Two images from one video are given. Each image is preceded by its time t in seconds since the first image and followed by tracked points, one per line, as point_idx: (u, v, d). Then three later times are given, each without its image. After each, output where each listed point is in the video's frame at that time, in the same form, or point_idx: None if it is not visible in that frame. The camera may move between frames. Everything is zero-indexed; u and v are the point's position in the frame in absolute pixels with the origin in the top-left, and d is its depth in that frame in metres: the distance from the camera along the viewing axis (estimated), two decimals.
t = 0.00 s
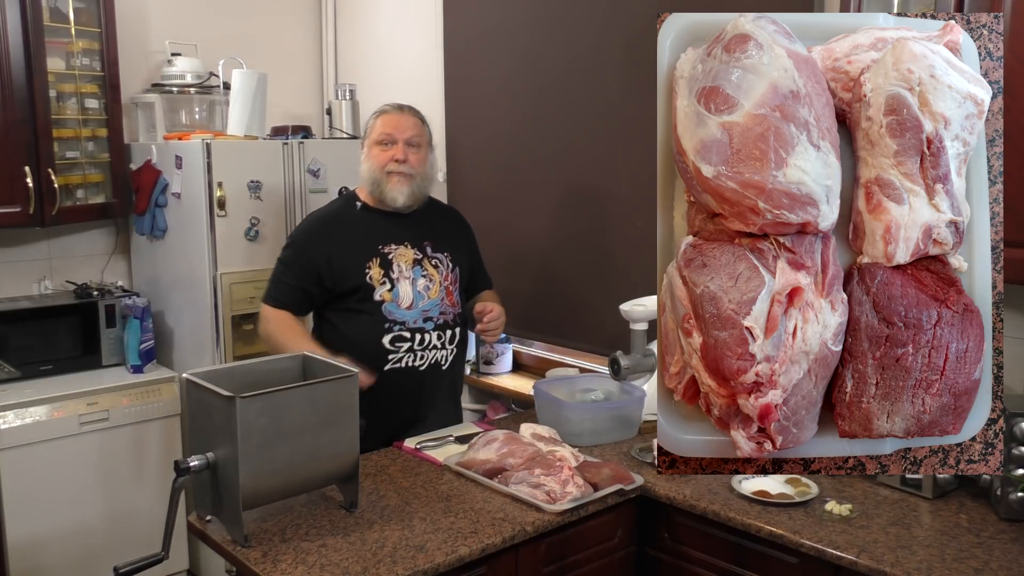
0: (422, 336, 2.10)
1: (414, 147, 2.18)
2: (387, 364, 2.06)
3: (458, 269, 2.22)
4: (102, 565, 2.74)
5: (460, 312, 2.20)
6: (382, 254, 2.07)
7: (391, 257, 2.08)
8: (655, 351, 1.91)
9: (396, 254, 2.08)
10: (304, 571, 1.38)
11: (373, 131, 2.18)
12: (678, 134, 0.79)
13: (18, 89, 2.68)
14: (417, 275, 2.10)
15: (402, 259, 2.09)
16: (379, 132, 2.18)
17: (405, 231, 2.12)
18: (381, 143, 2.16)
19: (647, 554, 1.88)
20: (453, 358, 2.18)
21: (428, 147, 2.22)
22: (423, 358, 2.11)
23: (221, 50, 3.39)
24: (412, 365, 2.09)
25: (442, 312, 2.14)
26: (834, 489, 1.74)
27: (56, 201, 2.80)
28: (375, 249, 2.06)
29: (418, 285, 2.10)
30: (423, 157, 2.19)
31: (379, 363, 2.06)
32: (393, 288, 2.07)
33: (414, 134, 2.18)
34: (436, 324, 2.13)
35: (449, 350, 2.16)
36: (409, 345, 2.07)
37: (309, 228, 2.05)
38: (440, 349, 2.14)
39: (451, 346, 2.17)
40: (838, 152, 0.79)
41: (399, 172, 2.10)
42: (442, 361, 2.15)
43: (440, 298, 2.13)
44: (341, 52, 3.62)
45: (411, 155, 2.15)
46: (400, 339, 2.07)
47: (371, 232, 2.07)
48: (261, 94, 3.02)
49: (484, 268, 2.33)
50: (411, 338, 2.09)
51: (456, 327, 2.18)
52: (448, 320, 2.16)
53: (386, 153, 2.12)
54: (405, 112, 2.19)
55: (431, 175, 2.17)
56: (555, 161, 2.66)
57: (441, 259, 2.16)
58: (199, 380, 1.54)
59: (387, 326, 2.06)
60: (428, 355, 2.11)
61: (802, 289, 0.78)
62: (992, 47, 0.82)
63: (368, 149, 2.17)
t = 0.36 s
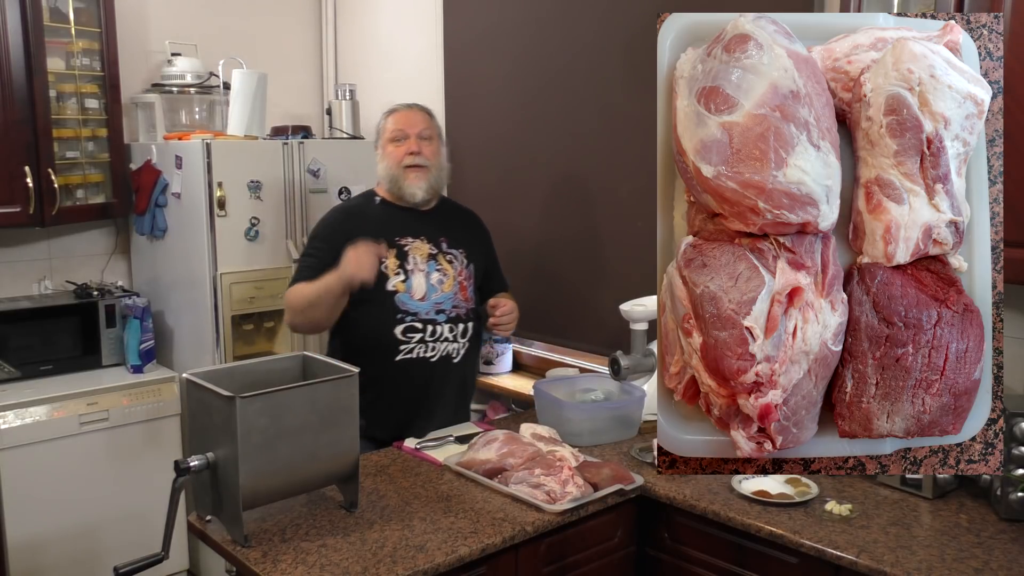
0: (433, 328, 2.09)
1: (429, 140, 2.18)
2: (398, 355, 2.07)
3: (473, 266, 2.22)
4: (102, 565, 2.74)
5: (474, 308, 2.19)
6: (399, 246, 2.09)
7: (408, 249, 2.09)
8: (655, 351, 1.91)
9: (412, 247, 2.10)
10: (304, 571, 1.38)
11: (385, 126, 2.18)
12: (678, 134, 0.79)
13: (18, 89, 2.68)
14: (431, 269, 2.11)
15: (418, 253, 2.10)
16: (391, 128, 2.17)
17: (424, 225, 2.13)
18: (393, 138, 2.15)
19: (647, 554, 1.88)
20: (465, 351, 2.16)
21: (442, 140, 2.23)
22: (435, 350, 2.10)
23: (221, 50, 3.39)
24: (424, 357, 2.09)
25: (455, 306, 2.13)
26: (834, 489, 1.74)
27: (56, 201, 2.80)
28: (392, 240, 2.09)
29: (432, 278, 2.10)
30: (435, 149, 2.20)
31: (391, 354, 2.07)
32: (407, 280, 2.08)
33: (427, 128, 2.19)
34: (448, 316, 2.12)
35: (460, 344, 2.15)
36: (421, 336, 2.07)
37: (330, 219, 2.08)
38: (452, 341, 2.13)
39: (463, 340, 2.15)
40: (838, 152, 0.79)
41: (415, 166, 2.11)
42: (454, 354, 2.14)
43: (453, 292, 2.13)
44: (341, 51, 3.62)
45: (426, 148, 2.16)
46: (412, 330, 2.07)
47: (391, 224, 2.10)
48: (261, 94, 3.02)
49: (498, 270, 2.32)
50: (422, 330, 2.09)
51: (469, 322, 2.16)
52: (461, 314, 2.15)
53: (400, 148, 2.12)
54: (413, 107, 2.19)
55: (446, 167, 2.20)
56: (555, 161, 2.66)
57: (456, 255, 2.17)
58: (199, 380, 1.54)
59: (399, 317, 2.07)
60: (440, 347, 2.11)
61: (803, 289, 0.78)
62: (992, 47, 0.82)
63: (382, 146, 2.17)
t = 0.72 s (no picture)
0: (450, 325, 2.11)
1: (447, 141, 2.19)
2: (415, 350, 2.09)
3: (494, 266, 2.22)
4: (101, 565, 2.74)
5: (492, 307, 2.20)
6: (419, 244, 2.10)
7: (428, 247, 2.11)
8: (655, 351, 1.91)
9: (432, 245, 2.11)
10: (304, 571, 1.38)
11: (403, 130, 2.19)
12: (678, 134, 0.79)
13: (18, 89, 2.68)
14: (451, 266, 2.12)
15: (439, 250, 2.12)
16: (408, 131, 2.19)
17: (446, 223, 2.15)
18: (410, 141, 2.17)
19: (647, 554, 1.88)
20: (482, 350, 2.17)
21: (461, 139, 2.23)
22: (451, 347, 2.11)
23: (221, 50, 3.39)
24: (440, 353, 2.10)
25: (473, 305, 2.15)
26: (834, 489, 1.74)
27: (56, 201, 2.80)
28: (413, 237, 2.10)
29: (452, 275, 2.12)
30: (454, 147, 2.20)
31: (408, 350, 2.08)
32: (426, 277, 2.10)
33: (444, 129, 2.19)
34: (465, 315, 2.13)
35: (477, 342, 2.15)
36: (438, 332, 2.09)
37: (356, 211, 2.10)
38: (468, 340, 2.14)
39: (480, 338, 2.16)
40: (839, 152, 0.79)
41: (433, 167, 2.13)
42: (470, 352, 2.15)
43: (472, 290, 2.15)
44: (341, 51, 3.62)
45: (443, 148, 2.16)
46: (429, 326, 2.09)
47: (414, 221, 2.11)
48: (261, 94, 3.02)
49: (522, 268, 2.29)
50: (440, 326, 2.11)
51: (487, 321, 2.17)
52: (479, 312, 2.16)
53: (416, 151, 2.14)
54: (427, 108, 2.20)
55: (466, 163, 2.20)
56: (555, 161, 2.66)
57: (477, 254, 2.18)
58: (199, 380, 1.54)
59: (417, 313, 2.09)
60: (456, 345, 2.12)
61: (803, 289, 0.78)
62: (992, 47, 0.82)
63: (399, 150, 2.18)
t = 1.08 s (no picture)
0: (450, 326, 2.10)
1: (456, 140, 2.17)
2: (413, 351, 2.08)
3: (498, 268, 2.21)
4: (102, 565, 2.74)
5: (494, 308, 2.19)
6: (420, 244, 2.10)
7: (429, 248, 2.10)
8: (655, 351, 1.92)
9: (434, 245, 2.11)
10: (304, 571, 1.38)
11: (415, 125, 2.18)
12: (678, 134, 0.79)
13: (18, 89, 2.68)
14: (453, 268, 2.12)
15: (440, 251, 2.11)
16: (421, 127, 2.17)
17: (449, 223, 2.14)
18: (421, 138, 2.16)
19: (647, 554, 1.88)
20: (481, 351, 2.16)
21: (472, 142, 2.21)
22: (450, 349, 2.11)
23: (221, 50, 3.39)
24: (438, 354, 2.09)
25: (473, 306, 2.14)
26: (834, 489, 1.74)
27: (56, 201, 2.80)
28: (415, 238, 2.10)
29: (452, 277, 2.11)
30: (464, 149, 2.17)
31: (407, 350, 2.08)
32: (426, 278, 2.10)
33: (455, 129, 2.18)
34: (466, 316, 2.13)
35: (477, 343, 2.14)
36: (437, 333, 2.08)
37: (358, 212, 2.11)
38: (467, 341, 2.13)
39: (479, 339, 2.15)
40: (839, 152, 0.79)
41: (440, 164, 2.10)
42: (469, 353, 2.13)
43: (473, 291, 2.14)
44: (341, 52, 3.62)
45: (452, 148, 2.14)
46: (428, 327, 2.09)
47: (417, 222, 2.11)
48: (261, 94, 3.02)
49: (529, 269, 2.30)
50: (439, 327, 2.10)
51: (487, 322, 2.16)
52: (480, 314, 2.15)
53: (425, 148, 2.13)
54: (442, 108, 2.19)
55: (473, 167, 2.17)
56: (555, 161, 2.66)
57: (479, 255, 2.17)
58: (199, 380, 1.54)
59: (417, 314, 2.08)
60: (455, 346, 2.11)
61: (803, 289, 0.78)
62: (992, 47, 0.82)
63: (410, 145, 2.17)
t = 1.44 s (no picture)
0: (446, 335, 2.10)
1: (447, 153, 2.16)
2: (410, 362, 2.08)
3: (489, 270, 2.21)
4: (102, 565, 2.74)
5: (488, 312, 2.19)
6: (412, 253, 2.09)
7: (421, 256, 2.10)
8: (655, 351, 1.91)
9: (426, 253, 2.10)
10: (304, 571, 1.38)
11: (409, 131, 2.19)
12: (678, 134, 0.79)
13: (18, 89, 2.68)
14: (445, 275, 2.11)
15: (432, 259, 2.11)
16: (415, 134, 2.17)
17: (438, 230, 2.13)
18: (414, 147, 2.17)
19: (647, 554, 1.88)
20: (478, 357, 2.16)
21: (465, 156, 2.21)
22: (446, 358, 2.11)
23: (221, 50, 3.39)
24: (435, 364, 2.09)
25: (469, 312, 2.14)
26: (834, 489, 1.74)
27: (56, 201, 2.80)
28: (406, 246, 2.09)
29: (446, 285, 2.11)
30: (455, 162, 2.15)
31: (403, 361, 2.07)
32: (421, 287, 2.09)
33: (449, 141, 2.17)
34: (461, 324, 2.13)
35: (473, 350, 2.15)
36: (434, 342, 2.08)
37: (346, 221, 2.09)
38: (464, 348, 2.13)
39: (476, 346, 2.15)
40: (839, 152, 0.79)
41: (425, 177, 2.10)
42: (466, 361, 2.14)
43: (467, 297, 2.14)
44: (341, 52, 3.62)
45: (441, 161, 2.13)
46: (424, 337, 2.08)
47: (406, 230, 2.10)
48: (261, 94, 3.02)
49: (519, 267, 2.31)
50: (435, 337, 2.10)
51: (483, 327, 2.17)
52: (475, 319, 2.15)
53: (415, 157, 2.14)
54: (439, 115, 2.19)
55: (462, 181, 2.15)
56: (555, 160, 2.66)
57: (471, 259, 2.16)
58: (199, 380, 1.54)
59: (412, 324, 2.08)
60: (452, 354, 2.11)
61: (802, 289, 0.78)
62: (992, 47, 0.82)
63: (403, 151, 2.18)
